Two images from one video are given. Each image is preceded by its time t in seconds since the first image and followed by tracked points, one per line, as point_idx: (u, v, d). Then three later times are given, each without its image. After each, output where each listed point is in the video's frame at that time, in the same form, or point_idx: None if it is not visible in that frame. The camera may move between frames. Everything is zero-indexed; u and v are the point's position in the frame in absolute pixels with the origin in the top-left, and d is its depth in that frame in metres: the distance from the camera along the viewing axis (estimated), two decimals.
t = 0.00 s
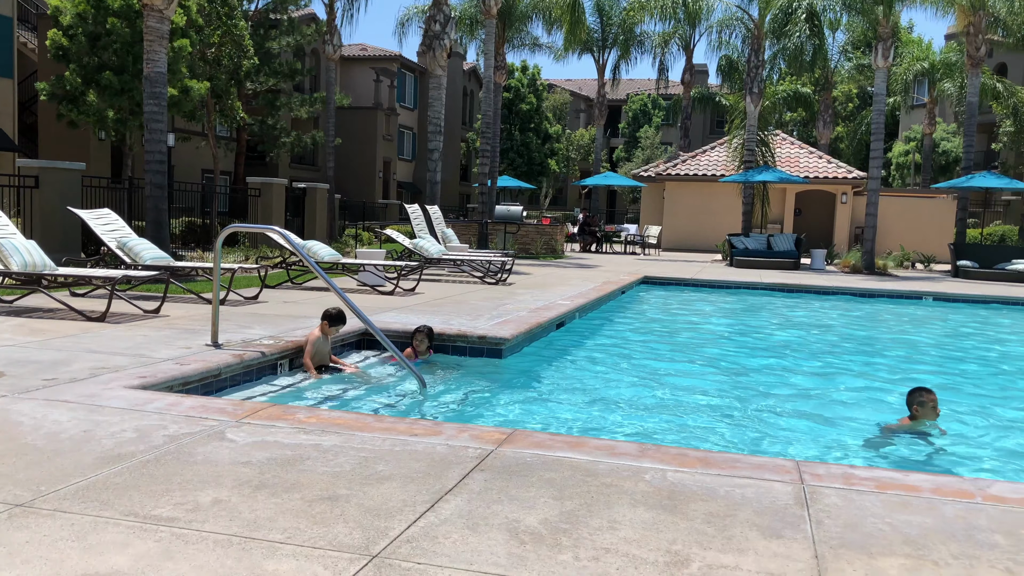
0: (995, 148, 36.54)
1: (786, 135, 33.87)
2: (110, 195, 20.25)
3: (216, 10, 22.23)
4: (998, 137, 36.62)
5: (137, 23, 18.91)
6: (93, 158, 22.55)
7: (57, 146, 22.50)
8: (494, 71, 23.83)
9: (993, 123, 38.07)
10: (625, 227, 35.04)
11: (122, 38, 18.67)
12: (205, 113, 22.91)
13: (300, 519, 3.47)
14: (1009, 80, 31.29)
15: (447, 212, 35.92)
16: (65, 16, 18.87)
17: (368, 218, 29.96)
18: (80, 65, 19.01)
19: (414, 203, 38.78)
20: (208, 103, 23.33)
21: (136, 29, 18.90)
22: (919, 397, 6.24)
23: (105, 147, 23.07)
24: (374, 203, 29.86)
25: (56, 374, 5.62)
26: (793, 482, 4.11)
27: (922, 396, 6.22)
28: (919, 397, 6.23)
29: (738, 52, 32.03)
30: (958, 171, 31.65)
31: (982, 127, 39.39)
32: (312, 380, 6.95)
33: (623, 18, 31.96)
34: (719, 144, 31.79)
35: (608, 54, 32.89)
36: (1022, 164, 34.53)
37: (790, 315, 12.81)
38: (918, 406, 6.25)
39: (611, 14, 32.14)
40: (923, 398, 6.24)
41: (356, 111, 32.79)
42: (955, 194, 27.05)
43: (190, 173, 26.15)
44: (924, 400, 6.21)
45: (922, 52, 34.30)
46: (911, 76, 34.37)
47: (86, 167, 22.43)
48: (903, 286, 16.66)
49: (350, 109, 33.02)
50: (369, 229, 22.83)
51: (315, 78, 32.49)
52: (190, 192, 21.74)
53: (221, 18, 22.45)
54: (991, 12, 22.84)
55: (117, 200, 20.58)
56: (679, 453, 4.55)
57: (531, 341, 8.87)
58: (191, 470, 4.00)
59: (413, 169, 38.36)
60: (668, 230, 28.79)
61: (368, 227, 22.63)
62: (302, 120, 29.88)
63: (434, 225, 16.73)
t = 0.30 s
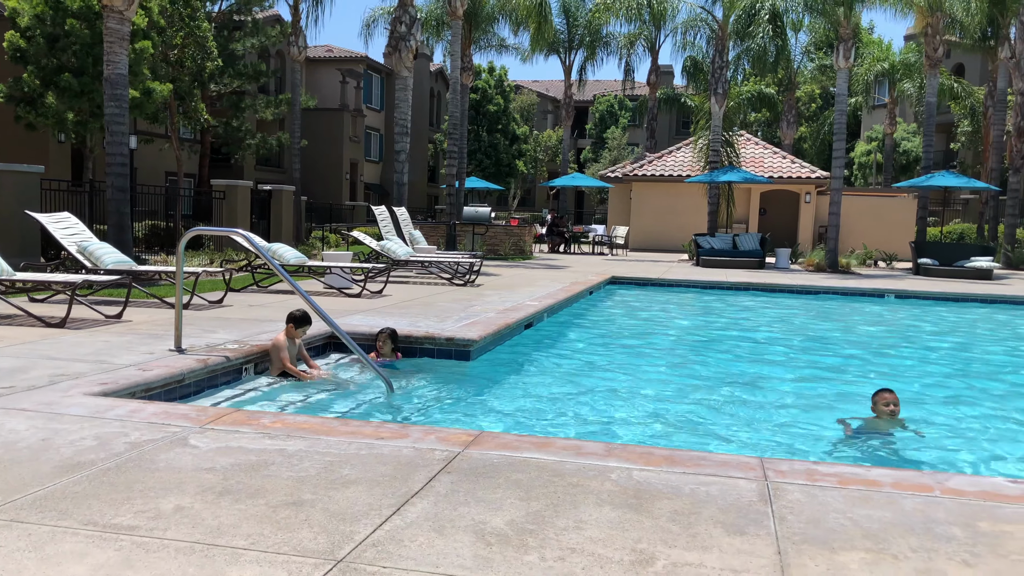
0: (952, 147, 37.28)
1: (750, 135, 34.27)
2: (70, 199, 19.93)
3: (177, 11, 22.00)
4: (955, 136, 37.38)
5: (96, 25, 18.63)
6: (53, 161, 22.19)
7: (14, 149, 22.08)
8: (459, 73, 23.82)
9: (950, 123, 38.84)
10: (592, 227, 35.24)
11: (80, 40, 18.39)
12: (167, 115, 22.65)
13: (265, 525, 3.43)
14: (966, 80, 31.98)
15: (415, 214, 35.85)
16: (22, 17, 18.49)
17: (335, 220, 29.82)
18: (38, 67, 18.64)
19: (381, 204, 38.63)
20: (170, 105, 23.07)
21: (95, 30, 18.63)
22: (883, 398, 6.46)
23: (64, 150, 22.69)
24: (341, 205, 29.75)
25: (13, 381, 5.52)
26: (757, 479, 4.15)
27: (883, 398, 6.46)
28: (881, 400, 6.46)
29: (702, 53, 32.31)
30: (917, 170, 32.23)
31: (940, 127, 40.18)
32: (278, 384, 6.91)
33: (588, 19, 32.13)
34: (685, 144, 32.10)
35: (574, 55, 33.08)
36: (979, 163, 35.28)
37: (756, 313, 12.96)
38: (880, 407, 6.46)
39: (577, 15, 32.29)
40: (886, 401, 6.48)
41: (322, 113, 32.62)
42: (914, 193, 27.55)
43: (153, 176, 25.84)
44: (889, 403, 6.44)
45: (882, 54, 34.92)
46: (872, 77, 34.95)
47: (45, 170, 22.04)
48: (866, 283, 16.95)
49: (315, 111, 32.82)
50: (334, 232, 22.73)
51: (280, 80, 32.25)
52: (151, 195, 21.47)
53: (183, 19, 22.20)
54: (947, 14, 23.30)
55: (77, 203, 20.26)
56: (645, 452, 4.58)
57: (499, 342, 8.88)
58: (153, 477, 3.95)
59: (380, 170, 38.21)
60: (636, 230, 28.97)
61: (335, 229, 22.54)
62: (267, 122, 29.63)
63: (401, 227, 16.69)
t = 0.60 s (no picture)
0: (906, 147, 38.04)
1: (710, 134, 34.64)
2: (20, 199, 19.50)
3: (132, 7, 21.60)
4: (909, 136, 38.17)
5: (48, 21, 18.21)
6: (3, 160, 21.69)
7: None
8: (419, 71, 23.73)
9: (904, 123, 39.65)
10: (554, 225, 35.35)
11: (31, 36, 17.98)
12: (122, 113, 22.27)
13: (218, 528, 3.35)
14: (918, 81, 32.67)
15: (377, 213, 35.71)
16: None
17: (295, 220, 29.60)
18: None
19: (342, 204, 38.39)
20: (126, 103, 22.69)
21: (47, 26, 18.26)
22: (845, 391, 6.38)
23: (15, 149, 22.16)
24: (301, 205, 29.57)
25: None
26: (714, 474, 4.16)
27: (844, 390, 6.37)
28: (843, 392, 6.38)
29: (662, 53, 32.56)
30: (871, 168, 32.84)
31: (894, 126, 41.00)
32: (236, 386, 6.83)
33: (549, 19, 32.20)
34: (645, 143, 32.34)
35: (535, 54, 33.15)
36: (931, 162, 36.06)
37: (718, 311, 13.08)
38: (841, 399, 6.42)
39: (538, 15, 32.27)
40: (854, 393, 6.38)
41: (281, 111, 32.34)
42: (869, 190, 28.08)
43: (109, 175, 25.40)
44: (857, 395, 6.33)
45: (838, 54, 35.52)
46: (828, 77, 35.53)
47: None
48: (825, 280, 17.22)
49: (275, 109, 32.51)
50: (294, 231, 22.55)
51: (239, 78, 31.88)
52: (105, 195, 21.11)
53: (139, 15, 21.85)
54: (900, 16, 23.76)
55: (28, 204, 19.83)
56: (604, 449, 4.58)
57: (460, 341, 8.87)
58: (104, 481, 3.87)
59: (341, 169, 37.96)
60: (598, 228, 29.13)
61: (295, 228, 22.38)
62: (226, 121, 29.28)
63: (363, 226, 16.58)
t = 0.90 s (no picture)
0: (877, 144, 38.50)
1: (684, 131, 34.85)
2: None
3: None
4: (880, 133, 38.66)
5: (15, 15, 17.80)
6: None
7: None
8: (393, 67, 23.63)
9: (875, 120, 40.15)
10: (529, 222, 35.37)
11: None
12: (91, 108, 21.94)
13: (189, 526, 3.32)
14: (889, 79, 33.09)
15: (351, 209, 35.50)
16: None
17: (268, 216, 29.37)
18: None
19: (316, 200, 38.13)
20: (94, 97, 22.34)
21: (13, 19, 17.90)
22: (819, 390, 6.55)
23: None
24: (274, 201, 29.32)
25: None
26: (686, 469, 4.19)
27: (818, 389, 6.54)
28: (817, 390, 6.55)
29: (637, 50, 32.65)
30: (842, 165, 33.21)
31: (865, 123, 41.48)
32: (208, 384, 6.78)
33: (524, 15, 32.23)
34: (620, 140, 32.44)
35: (510, 50, 33.08)
36: (902, 160, 36.54)
37: (692, 307, 13.17)
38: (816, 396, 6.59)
39: (513, 11, 32.32)
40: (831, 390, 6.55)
41: (254, 106, 32.05)
42: (840, 187, 28.41)
43: (77, 170, 25.04)
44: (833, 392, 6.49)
45: (811, 52, 35.89)
46: (801, 75, 35.91)
47: None
48: (797, 276, 17.41)
49: (248, 104, 32.19)
50: (268, 228, 22.35)
51: (210, 72, 31.53)
52: (73, 191, 20.78)
53: (107, 8, 21.52)
54: (870, 14, 24.04)
55: None
56: (577, 445, 4.59)
57: (435, 338, 8.86)
58: (73, 480, 3.81)
59: (315, 165, 37.69)
60: (573, 225, 29.20)
61: (268, 224, 22.19)
62: (199, 115, 28.92)
63: (337, 223, 16.48)
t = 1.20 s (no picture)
0: (879, 142, 38.43)
1: (685, 130, 34.83)
2: None
3: (102, 3, 21.27)
4: (882, 130, 38.59)
5: (16, 20, 17.82)
6: None
7: None
8: (393, 68, 23.64)
9: (876, 118, 40.08)
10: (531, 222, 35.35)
11: None
12: (93, 112, 21.97)
13: (193, 529, 3.33)
14: (890, 76, 33.04)
15: (353, 211, 35.53)
16: None
17: (270, 218, 29.39)
18: None
19: (318, 202, 38.17)
20: (96, 101, 22.38)
21: (14, 24, 17.92)
22: (840, 393, 6.52)
23: None
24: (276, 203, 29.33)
25: None
26: (690, 468, 4.18)
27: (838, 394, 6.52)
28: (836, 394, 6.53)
29: (637, 49, 32.64)
30: (844, 162, 33.15)
31: (867, 121, 41.42)
32: (212, 387, 6.80)
33: (524, 15, 32.26)
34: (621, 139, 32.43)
35: (511, 50, 33.07)
36: (903, 157, 36.49)
37: (695, 306, 13.16)
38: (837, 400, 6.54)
39: (513, 11, 32.33)
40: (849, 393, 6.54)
41: (255, 109, 32.09)
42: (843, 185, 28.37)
43: (79, 175, 25.08)
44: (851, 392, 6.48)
45: (812, 50, 35.85)
46: (802, 73, 35.90)
47: None
48: (799, 274, 17.40)
49: (249, 107, 32.24)
50: (270, 230, 22.38)
51: (212, 75, 31.61)
52: (75, 195, 20.80)
53: (108, 13, 21.55)
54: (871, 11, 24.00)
55: None
56: (580, 445, 4.59)
57: (438, 339, 8.88)
58: (77, 484, 3.82)
59: (317, 167, 37.73)
60: (575, 225, 29.19)
61: (270, 227, 22.22)
62: (200, 118, 28.94)
63: (339, 224, 16.50)
